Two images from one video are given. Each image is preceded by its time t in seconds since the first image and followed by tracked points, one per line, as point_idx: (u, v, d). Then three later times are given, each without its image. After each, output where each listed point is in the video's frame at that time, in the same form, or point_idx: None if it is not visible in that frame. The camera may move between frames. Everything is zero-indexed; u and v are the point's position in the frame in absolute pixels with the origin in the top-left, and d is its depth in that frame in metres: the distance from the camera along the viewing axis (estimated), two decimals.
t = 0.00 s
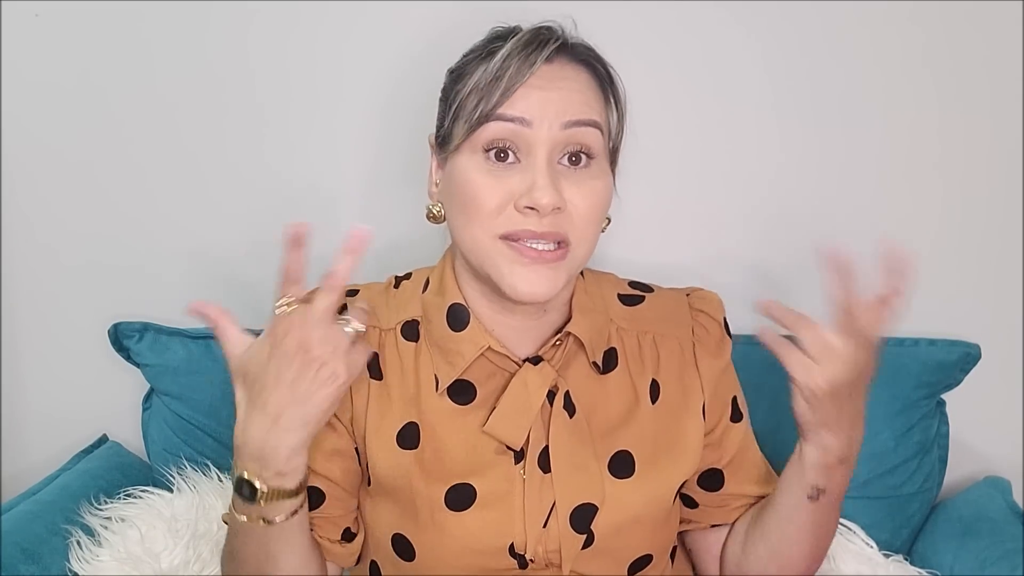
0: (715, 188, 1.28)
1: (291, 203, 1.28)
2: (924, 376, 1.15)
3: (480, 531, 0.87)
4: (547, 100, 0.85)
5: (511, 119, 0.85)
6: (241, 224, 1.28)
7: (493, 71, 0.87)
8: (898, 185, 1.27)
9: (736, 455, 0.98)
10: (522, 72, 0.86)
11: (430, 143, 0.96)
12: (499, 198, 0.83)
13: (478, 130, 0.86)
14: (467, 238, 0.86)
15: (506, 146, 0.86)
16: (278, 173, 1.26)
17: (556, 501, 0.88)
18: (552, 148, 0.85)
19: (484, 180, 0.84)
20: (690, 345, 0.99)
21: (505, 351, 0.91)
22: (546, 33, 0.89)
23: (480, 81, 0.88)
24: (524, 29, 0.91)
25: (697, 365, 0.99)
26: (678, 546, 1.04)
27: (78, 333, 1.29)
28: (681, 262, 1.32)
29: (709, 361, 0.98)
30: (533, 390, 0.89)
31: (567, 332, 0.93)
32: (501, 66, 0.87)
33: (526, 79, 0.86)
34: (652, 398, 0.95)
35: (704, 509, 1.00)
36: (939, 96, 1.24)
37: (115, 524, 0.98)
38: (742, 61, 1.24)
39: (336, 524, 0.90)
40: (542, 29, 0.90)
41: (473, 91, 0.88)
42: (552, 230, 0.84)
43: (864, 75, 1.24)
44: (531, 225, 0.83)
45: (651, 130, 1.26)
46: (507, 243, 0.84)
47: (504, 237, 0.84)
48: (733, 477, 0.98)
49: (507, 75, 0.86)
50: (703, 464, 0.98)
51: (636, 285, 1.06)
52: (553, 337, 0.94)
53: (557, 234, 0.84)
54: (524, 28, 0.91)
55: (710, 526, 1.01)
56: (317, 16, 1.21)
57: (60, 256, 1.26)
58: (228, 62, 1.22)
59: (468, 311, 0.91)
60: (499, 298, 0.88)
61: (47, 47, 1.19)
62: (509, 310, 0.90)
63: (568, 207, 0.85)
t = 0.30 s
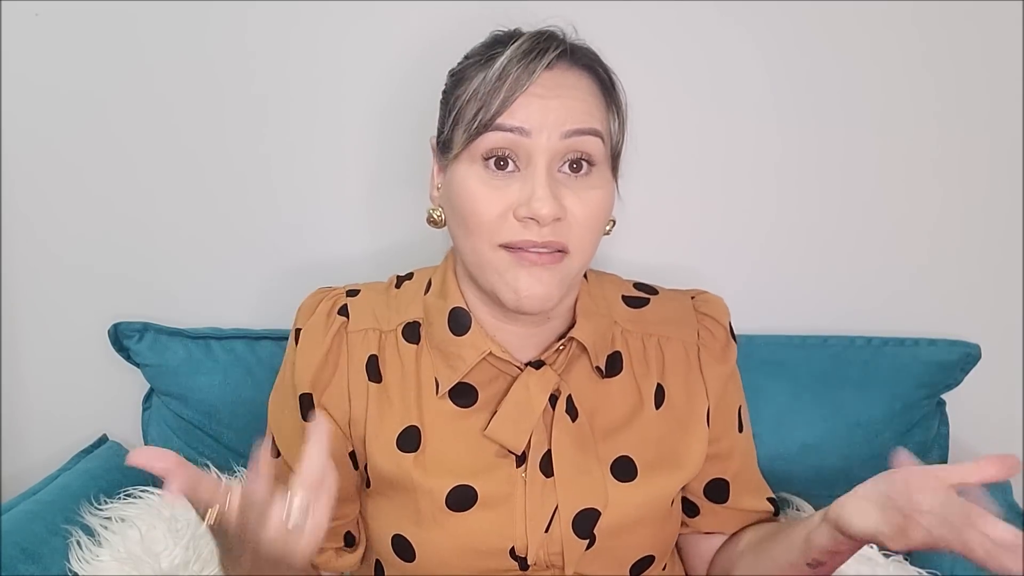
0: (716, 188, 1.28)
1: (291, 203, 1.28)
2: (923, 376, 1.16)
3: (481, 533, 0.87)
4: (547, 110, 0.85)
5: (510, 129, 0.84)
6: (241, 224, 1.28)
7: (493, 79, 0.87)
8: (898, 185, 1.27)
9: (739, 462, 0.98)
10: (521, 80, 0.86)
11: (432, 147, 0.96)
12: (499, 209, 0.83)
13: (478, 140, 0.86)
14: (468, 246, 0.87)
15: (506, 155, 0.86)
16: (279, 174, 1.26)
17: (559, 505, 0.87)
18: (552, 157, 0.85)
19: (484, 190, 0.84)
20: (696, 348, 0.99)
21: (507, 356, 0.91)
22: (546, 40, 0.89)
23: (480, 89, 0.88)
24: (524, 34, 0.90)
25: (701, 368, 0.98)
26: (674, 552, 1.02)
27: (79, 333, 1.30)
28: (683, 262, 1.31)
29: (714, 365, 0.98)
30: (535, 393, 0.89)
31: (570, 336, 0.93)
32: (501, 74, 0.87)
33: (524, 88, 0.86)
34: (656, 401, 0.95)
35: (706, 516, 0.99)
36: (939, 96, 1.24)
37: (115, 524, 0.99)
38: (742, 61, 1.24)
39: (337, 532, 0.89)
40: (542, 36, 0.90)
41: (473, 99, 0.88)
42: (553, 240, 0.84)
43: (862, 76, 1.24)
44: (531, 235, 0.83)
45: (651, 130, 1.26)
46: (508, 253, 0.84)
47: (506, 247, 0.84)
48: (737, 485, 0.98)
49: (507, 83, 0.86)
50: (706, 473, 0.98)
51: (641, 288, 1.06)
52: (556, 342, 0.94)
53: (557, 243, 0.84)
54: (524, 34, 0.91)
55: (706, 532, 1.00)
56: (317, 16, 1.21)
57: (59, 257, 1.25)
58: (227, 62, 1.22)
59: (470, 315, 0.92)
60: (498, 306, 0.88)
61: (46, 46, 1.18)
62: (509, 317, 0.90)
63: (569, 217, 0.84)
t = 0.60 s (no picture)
0: (716, 188, 1.28)
1: (290, 203, 1.28)
2: (924, 376, 1.15)
3: (483, 536, 0.87)
4: (543, 86, 0.86)
5: (508, 105, 0.86)
6: (240, 224, 1.28)
7: (488, 62, 0.88)
8: (898, 185, 1.27)
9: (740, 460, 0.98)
10: (516, 60, 0.87)
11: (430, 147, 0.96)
12: (499, 185, 0.83)
13: (475, 120, 0.87)
14: (470, 234, 0.84)
15: (504, 135, 0.87)
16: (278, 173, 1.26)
17: (561, 508, 0.88)
18: (551, 134, 0.86)
19: (483, 168, 0.84)
20: (695, 348, 1.00)
21: (509, 355, 0.90)
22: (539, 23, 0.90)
23: (476, 72, 0.89)
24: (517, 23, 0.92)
25: (703, 369, 0.99)
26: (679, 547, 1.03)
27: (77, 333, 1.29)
28: (681, 262, 1.31)
29: (715, 364, 0.98)
30: (536, 394, 0.89)
31: (570, 335, 0.92)
32: (496, 57, 0.88)
33: (520, 65, 0.87)
34: (656, 401, 0.95)
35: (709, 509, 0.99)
36: (938, 96, 1.24)
37: (115, 524, 0.98)
38: (742, 60, 1.24)
39: (335, 527, 0.88)
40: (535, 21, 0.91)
41: (470, 83, 0.89)
42: (554, 213, 0.83)
43: (864, 74, 1.24)
44: (533, 207, 0.82)
45: (651, 130, 1.26)
46: (510, 230, 0.83)
47: (508, 225, 0.83)
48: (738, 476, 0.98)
49: (502, 65, 0.87)
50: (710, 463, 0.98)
51: (640, 287, 1.06)
52: (555, 341, 0.94)
53: (559, 217, 0.83)
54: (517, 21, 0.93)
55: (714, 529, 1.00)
56: (317, 16, 1.22)
57: (61, 256, 1.26)
58: (227, 61, 1.22)
59: (473, 314, 0.91)
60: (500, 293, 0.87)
61: (46, 47, 1.19)
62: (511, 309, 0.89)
63: (570, 191, 0.84)
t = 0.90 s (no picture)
0: (715, 189, 1.28)
1: (289, 203, 1.28)
2: (924, 376, 1.15)
3: (475, 518, 0.87)
4: (532, 117, 0.85)
5: (496, 136, 0.85)
6: (239, 226, 1.28)
7: (479, 86, 0.87)
8: (898, 185, 1.27)
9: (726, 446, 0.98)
10: (507, 91, 0.86)
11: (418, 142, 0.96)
12: (482, 214, 0.85)
13: (462, 146, 0.86)
14: (456, 251, 0.87)
15: (491, 161, 0.87)
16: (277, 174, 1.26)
17: (552, 487, 0.88)
18: (536, 164, 0.86)
19: (468, 195, 0.85)
20: (679, 336, 1.00)
21: (498, 344, 0.91)
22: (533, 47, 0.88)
23: (467, 94, 0.88)
24: (511, 40, 0.90)
25: (684, 357, 0.99)
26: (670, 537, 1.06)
27: (77, 333, 1.30)
28: (680, 261, 1.31)
29: (699, 351, 0.99)
30: (527, 378, 0.89)
31: (558, 323, 0.93)
32: (486, 82, 0.86)
33: (512, 97, 0.86)
34: (643, 387, 0.95)
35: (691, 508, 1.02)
36: (937, 96, 1.24)
37: (116, 524, 0.98)
38: (742, 60, 1.24)
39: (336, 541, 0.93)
40: (529, 42, 0.89)
41: (460, 104, 0.87)
42: (533, 246, 0.85)
43: (864, 74, 1.24)
44: (513, 242, 0.84)
45: (650, 129, 1.26)
46: (490, 258, 0.86)
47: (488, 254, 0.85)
48: (723, 472, 0.99)
49: (492, 94, 0.86)
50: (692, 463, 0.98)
51: (626, 280, 1.06)
52: (545, 329, 0.93)
53: (538, 248, 0.86)
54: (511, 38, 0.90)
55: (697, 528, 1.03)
56: (316, 17, 1.22)
57: (61, 256, 1.27)
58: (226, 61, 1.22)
59: (462, 306, 0.91)
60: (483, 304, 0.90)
61: (46, 48, 1.19)
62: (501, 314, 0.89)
63: (550, 222, 0.86)
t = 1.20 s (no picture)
0: (715, 188, 1.28)
1: (288, 203, 1.28)
2: (924, 376, 1.15)
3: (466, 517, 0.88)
4: (527, 105, 0.86)
5: (493, 123, 0.85)
6: (239, 226, 1.28)
7: (474, 77, 0.87)
8: (899, 185, 1.27)
9: (719, 449, 0.98)
10: (502, 79, 0.86)
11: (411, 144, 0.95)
12: (480, 200, 0.84)
13: (461, 135, 0.86)
14: (455, 240, 0.86)
15: (487, 149, 0.86)
16: (276, 174, 1.26)
17: (543, 485, 0.88)
18: (532, 150, 0.86)
19: (466, 182, 0.84)
20: (671, 337, 0.99)
21: (492, 343, 0.91)
22: (524, 40, 0.90)
23: (462, 85, 0.88)
24: (502, 35, 0.91)
25: (676, 358, 0.98)
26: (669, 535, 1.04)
27: (77, 334, 1.29)
28: (681, 262, 1.31)
29: (693, 350, 0.98)
30: (519, 377, 0.89)
31: (550, 321, 0.93)
32: (482, 72, 0.87)
33: (506, 85, 0.86)
34: (635, 388, 0.95)
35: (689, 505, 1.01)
36: (937, 96, 1.24)
37: (116, 524, 0.98)
38: (743, 59, 1.24)
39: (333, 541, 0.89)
40: (520, 36, 0.90)
41: (456, 96, 0.88)
42: (533, 230, 0.84)
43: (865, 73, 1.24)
44: (512, 225, 0.83)
45: (651, 129, 1.26)
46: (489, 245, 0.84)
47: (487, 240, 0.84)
48: (719, 476, 0.98)
49: (488, 82, 0.86)
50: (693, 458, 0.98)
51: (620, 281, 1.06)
52: (536, 327, 0.93)
53: (538, 233, 0.84)
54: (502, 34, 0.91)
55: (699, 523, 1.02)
56: (317, 16, 1.22)
57: (61, 256, 1.26)
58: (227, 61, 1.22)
59: (455, 305, 0.91)
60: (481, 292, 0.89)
61: (46, 48, 1.19)
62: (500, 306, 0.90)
63: (548, 207, 0.85)
